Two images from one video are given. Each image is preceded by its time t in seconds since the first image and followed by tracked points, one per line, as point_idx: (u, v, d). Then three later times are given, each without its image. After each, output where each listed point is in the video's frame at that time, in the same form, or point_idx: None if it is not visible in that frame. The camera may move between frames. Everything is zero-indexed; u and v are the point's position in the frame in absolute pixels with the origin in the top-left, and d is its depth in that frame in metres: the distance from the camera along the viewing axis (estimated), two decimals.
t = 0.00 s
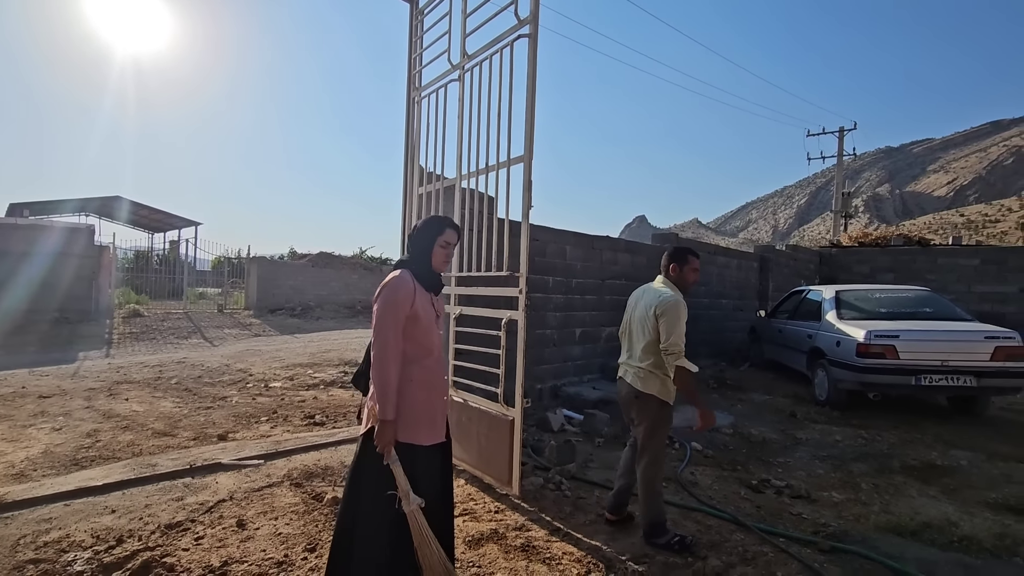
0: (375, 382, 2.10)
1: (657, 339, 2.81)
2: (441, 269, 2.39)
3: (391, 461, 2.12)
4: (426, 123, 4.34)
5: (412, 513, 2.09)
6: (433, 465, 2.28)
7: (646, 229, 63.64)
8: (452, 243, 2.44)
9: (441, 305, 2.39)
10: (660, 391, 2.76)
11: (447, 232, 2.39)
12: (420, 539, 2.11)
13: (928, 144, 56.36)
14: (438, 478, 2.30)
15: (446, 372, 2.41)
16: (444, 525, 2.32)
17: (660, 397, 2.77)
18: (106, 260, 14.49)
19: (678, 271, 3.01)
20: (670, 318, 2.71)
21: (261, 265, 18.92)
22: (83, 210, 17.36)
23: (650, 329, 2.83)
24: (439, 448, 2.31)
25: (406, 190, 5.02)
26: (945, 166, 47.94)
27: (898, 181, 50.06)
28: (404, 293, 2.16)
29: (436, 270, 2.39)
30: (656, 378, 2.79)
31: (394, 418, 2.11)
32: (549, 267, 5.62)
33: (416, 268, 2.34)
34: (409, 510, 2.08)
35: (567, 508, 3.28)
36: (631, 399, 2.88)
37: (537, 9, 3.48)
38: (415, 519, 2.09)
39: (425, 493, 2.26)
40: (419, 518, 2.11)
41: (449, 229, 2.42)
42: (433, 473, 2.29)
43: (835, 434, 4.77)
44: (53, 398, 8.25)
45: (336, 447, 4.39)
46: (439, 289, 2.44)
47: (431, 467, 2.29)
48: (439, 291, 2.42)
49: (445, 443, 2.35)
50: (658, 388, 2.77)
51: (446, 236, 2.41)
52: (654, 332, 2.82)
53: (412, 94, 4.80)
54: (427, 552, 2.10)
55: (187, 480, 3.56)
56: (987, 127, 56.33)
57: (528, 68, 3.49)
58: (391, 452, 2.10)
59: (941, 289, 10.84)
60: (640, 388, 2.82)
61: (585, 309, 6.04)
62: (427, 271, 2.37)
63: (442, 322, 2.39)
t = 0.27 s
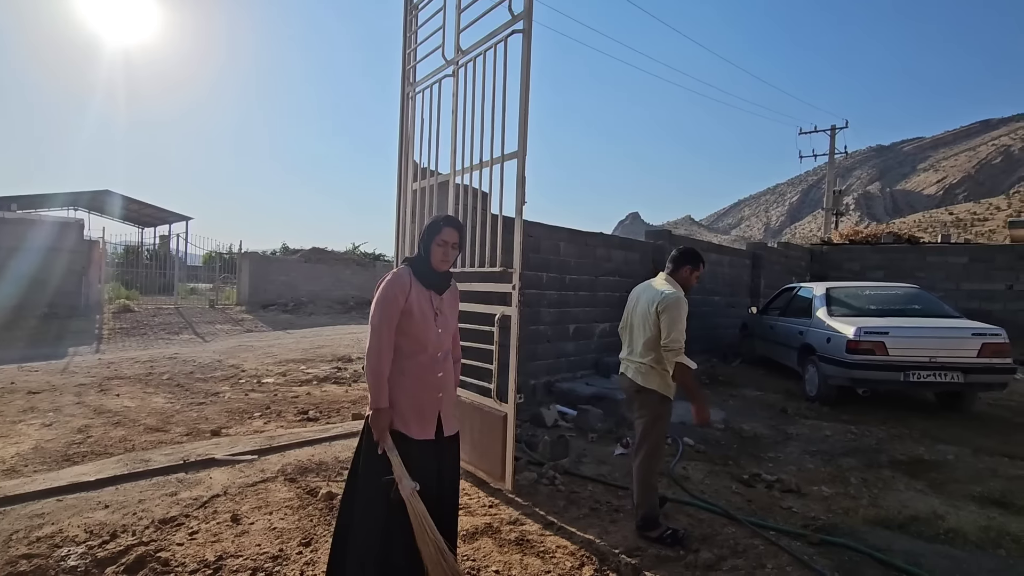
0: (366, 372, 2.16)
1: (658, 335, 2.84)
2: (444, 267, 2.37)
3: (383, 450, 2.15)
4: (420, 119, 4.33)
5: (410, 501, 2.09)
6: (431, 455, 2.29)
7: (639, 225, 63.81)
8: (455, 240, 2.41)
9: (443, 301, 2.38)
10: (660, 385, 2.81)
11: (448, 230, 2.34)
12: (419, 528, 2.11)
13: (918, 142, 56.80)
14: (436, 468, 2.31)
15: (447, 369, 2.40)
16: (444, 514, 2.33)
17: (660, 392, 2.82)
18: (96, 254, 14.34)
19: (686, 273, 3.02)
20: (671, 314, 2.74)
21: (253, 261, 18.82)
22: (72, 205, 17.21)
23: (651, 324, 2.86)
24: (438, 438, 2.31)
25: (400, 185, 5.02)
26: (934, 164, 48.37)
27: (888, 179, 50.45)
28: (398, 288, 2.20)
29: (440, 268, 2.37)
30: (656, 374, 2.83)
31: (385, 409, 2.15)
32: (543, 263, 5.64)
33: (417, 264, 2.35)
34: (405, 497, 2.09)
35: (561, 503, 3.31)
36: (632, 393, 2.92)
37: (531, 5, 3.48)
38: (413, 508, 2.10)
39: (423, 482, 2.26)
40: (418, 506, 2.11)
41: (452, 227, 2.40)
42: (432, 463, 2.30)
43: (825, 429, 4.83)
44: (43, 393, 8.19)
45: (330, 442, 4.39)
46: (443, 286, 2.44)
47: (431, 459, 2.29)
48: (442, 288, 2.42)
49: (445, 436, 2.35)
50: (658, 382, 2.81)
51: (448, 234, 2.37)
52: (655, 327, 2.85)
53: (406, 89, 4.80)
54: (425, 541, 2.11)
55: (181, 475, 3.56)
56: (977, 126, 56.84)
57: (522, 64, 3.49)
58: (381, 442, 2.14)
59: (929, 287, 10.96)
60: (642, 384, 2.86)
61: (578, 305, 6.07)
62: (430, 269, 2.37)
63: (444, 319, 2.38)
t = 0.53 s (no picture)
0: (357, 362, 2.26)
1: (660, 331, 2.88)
2: (440, 264, 2.35)
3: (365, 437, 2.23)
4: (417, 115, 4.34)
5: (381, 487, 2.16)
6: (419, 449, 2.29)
7: (634, 223, 63.98)
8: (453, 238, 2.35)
9: (441, 298, 2.35)
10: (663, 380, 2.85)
11: (439, 228, 2.29)
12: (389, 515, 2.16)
13: (912, 141, 57.11)
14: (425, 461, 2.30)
15: (444, 367, 2.36)
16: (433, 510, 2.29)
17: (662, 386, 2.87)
18: (90, 249, 14.27)
19: (687, 271, 3.05)
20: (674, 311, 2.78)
21: (247, 257, 18.76)
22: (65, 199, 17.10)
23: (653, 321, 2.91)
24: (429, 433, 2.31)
25: (397, 182, 5.03)
26: (927, 163, 48.66)
27: (882, 178, 50.72)
28: (388, 283, 2.25)
29: (438, 265, 2.36)
30: (659, 368, 2.87)
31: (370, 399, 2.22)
32: (539, 260, 5.66)
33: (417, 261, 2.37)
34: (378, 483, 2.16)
35: (557, 497, 3.34)
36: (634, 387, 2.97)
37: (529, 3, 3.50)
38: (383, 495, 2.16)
39: (409, 475, 2.27)
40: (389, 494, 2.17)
41: (449, 225, 2.33)
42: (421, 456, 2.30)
43: (818, 425, 4.88)
44: (37, 389, 8.16)
45: (327, 438, 4.41)
46: (446, 283, 2.40)
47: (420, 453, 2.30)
48: (443, 285, 2.38)
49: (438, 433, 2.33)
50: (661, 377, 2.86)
51: (443, 232, 2.31)
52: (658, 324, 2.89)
53: (403, 85, 4.80)
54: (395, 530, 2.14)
55: (178, 470, 3.56)
56: (970, 125, 57.20)
57: (518, 61, 3.51)
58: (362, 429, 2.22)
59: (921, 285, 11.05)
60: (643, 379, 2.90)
61: (574, 302, 6.10)
62: (430, 266, 2.37)
63: (441, 316, 2.35)
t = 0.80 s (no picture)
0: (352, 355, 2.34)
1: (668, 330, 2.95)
2: (430, 260, 2.38)
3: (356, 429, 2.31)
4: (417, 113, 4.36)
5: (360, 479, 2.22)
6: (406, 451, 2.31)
7: (631, 221, 64.04)
8: (443, 233, 2.38)
9: (434, 295, 2.33)
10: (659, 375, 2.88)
11: (425, 222, 2.34)
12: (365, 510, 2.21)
13: (908, 141, 57.30)
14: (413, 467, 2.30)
15: (435, 365, 2.35)
16: (415, 519, 2.29)
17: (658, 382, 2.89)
18: (87, 246, 14.25)
19: (701, 285, 3.11)
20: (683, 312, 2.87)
21: (245, 254, 18.73)
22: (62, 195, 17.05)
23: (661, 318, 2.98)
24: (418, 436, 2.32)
25: (396, 179, 5.05)
26: (923, 163, 48.82)
27: (878, 177, 50.90)
28: (381, 280, 2.30)
29: (430, 262, 2.39)
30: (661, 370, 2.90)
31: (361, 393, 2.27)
32: (538, 258, 5.69)
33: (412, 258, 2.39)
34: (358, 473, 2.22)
35: (555, 493, 3.38)
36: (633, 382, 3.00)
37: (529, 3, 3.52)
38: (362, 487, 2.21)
39: (394, 477, 2.29)
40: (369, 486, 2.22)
41: (438, 219, 2.37)
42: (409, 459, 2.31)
43: (813, 422, 4.93)
44: (34, 385, 8.16)
45: (327, 434, 4.43)
46: (440, 279, 2.39)
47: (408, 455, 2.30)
48: (437, 281, 2.37)
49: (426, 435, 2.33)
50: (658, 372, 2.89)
51: (431, 227, 2.35)
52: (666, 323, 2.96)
53: (403, 83, 4.81)
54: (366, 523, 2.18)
55: (179, 466, 3.59)
56: (966, 125, 57.45)
57: (518, 61, 3.53)
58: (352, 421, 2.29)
59: (917, 284, 11.12)
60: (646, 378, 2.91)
61: (572, 300, 6.13)
62: (423, 263, 2.38)
63: (433, 312, 2.32)
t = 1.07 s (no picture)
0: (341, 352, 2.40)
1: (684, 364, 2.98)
2: (413, 253, 2.43)
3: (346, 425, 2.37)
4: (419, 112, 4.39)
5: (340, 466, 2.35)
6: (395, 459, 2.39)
7: (630, 220, 64.09)
8: (424, 225, 2.42)
9: (418, 291, 2.36)
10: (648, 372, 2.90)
11: (406, 213, 2.39)
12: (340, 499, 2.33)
13: (907, 141, 57.42)
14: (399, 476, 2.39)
15: (422, 360, 2.38)
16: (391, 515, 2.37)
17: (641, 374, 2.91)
18: (87, 243, 14.27)
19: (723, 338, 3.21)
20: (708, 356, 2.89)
21: (244, 251, 18.73)
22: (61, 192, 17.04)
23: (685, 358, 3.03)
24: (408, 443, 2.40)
25: (398, 178, 5.08)
26: (922, 163, 48.93)
27: (876, 177, 50.99)
28: (366, 279, 2.36)
29: (411, 255, 2.43)
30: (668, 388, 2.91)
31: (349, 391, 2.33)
32: (538, 256, 5.73)
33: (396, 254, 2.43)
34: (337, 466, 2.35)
35: (555, 489, 3.43)
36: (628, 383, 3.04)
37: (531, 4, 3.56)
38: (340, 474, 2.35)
39: (376, 482, 2.36)
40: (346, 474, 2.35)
41: (419, 211, 2.41)
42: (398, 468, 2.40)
43: (810, 420, 4.98)
44: (35, 381, 8.19)
45: (329, 430, 4.48)
46: (424, 274, 2.42)
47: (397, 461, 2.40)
48: (420, 277, 2.40)
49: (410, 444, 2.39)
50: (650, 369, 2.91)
51: (411, 220, 2.39)
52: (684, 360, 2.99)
53: (405, 82, 4.85)
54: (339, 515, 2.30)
55: (183, 461, 3.63)
56: (965, 126, 57.52)
57: (519, 61, 3.57)
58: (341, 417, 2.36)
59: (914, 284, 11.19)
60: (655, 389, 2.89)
61: (572, 299, 6.17)
62: (406, 258, 2.43)
63: (419, 308, 2.36)
